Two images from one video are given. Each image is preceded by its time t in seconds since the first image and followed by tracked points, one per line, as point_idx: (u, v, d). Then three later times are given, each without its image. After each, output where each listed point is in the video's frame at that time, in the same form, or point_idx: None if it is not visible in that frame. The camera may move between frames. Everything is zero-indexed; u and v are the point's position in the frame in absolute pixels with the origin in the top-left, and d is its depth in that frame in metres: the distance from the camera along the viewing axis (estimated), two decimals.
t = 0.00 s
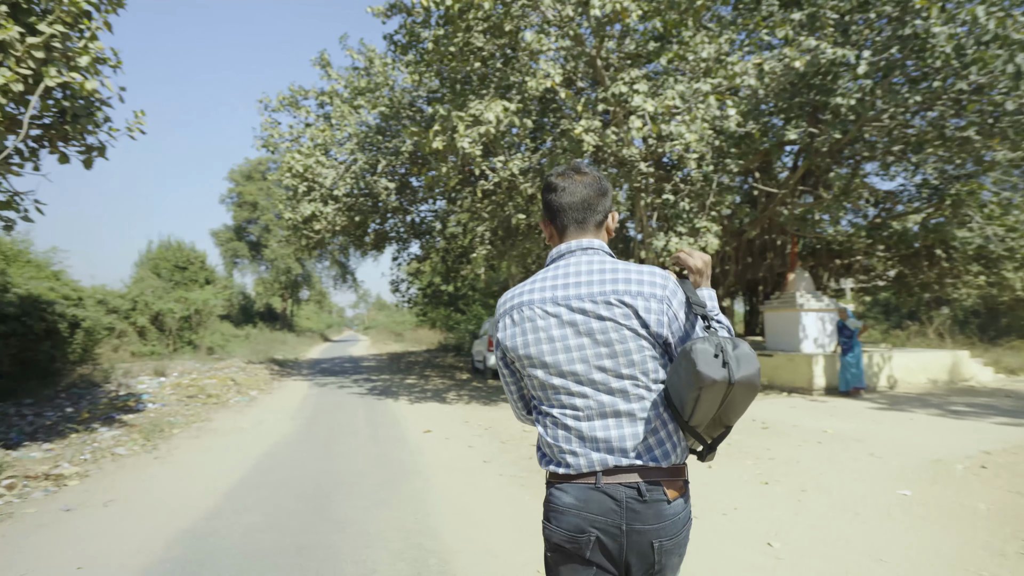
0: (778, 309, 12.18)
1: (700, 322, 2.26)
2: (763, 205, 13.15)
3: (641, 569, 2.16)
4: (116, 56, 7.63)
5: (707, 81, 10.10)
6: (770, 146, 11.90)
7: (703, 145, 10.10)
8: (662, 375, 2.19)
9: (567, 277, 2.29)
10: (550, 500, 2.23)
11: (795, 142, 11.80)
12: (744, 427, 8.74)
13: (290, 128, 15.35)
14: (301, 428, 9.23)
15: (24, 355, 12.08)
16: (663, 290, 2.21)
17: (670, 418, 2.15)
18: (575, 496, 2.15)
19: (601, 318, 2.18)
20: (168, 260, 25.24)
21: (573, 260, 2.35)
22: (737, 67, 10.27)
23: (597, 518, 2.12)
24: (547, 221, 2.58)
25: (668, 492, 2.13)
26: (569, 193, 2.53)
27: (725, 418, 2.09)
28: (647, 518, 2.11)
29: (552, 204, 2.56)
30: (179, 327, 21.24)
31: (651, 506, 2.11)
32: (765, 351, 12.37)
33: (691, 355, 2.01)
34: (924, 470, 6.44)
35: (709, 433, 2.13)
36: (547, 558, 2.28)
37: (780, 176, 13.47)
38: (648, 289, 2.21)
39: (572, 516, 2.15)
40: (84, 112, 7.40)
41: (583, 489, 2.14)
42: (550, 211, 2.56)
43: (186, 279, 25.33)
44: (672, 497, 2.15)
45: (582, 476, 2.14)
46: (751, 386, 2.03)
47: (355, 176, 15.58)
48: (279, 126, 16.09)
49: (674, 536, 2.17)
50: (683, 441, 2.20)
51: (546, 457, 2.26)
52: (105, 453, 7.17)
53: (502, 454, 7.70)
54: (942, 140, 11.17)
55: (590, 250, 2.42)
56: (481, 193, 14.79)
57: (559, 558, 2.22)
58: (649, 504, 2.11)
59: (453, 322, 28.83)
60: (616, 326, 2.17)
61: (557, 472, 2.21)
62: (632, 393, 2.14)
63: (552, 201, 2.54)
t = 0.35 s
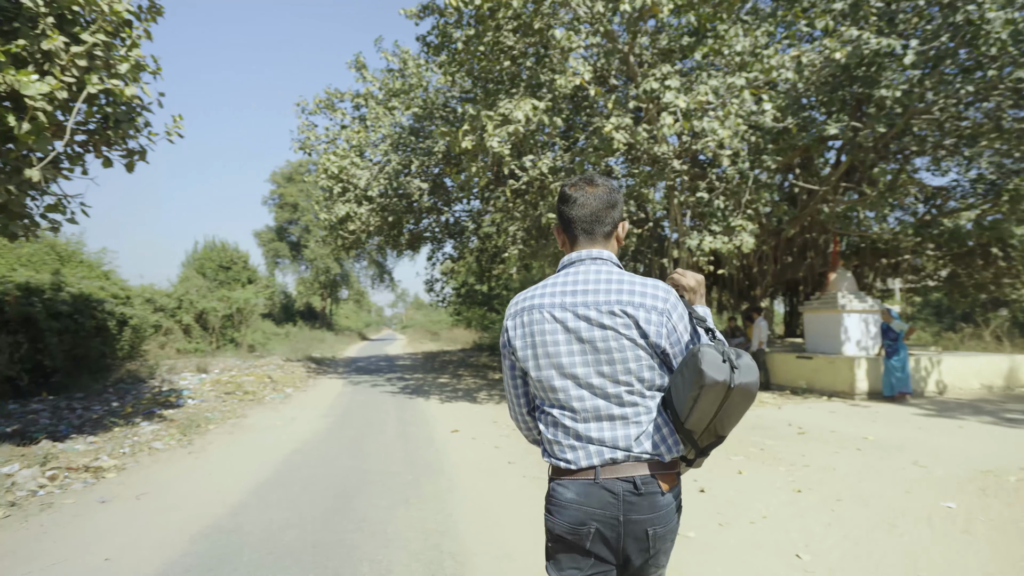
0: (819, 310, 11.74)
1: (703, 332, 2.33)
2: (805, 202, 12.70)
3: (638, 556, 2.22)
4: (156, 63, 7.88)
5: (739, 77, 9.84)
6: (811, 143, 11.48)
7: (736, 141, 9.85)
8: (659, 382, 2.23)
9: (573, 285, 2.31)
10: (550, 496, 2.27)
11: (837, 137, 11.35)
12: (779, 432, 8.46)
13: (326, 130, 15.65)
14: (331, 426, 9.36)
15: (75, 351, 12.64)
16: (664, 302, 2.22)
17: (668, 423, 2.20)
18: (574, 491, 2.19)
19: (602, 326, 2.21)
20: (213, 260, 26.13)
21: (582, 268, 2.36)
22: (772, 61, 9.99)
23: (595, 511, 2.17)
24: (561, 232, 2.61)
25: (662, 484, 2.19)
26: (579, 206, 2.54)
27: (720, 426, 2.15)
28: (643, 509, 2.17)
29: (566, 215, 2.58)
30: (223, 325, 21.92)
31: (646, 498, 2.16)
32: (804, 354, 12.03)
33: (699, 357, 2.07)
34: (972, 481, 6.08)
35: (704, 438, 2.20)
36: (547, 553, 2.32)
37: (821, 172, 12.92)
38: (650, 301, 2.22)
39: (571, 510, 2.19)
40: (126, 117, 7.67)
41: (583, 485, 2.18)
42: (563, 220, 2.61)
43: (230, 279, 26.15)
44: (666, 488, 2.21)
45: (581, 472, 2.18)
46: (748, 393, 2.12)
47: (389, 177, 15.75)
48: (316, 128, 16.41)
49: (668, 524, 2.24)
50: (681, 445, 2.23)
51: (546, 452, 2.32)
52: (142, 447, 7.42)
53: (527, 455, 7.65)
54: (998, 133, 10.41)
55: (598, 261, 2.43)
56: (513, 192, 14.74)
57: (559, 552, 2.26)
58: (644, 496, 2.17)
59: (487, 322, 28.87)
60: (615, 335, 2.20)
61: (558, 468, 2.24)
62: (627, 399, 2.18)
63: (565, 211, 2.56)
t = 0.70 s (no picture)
0: (862, 311, 11.24)
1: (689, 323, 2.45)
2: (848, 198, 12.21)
3: (632, 532, 2.26)
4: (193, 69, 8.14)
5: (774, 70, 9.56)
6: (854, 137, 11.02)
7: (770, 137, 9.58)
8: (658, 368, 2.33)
9: (583, 278, 2.39)
10: (552, 478, 2.36)
11: (881, 130, 10.88)
12: (816, 437, 8.16)
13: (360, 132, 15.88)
14: (361, 424, 9.49)
15: (124, 348, 13.19)
16: (667, 293, 2.35)
17: (663, 405, 2.31)
18: (572, 471, 2.28)
19: (610, 314, 2.31)
20: (255, 261, 26.90)
21: (591, 258, 2.44)
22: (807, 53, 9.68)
23: (590, 490, 2.24)
24: (568, 226, 2.62)
25: (654, 462, 2.25)
26: (586, 201, 2.54)
27: (704, 407, 2.27)
28: (635, 486, 2.22)
29: (572, 209, 2.58)
30: (264, 323, 22.52)
31: (637, 475, 2.22)
32: (846, 356, 11.58)
33: (675, 343, 2.23)
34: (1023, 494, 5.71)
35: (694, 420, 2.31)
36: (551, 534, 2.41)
37: (866, 167, 12.39)
38: (653, 293, 2.34)
39: (568, 490, 2.28)
40: (164, 122, 7.94)
41: (579, 465, 2.27)
42: (570, 214, 2.61)
43: (271, 278, 26.86)
44: (659, 467, 2.26)
45: (578, 453, 2.27)
46: (724, 376, 2.25)
47: (421, 177, 15.90)
48: (351, 131, 16.68)
49: (664, 502, 2.27)
50: (673, 428, 2.34)
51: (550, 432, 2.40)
52: (179, 441, 7.67)
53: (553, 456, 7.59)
54: None
55: (607, 252, 2.47)
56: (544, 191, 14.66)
57: (559, 531, 2.34)
58: (636, 474, 2.22)
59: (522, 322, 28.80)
60: (621, 324, 2.30)
61: (559, 450, 2.34)
62: (629, 382, 2.27)
63: (572, 205, 2.57)
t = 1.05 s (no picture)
0: (922, 310, 10.60)
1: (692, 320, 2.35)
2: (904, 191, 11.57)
3: (631, 520, 2.18)
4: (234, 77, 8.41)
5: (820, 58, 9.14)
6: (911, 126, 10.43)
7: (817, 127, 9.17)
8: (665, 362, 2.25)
9: (594, 275, 2.32)
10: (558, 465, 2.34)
11: (941, 117, 10.25)
12: (868, 442, 7.74)
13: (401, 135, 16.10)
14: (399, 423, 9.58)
15: (178, 348, 13.78)
16: (674, 287, 2.27)
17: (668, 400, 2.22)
18: (575, 459, 2.25)
19: (620, 308, 2.24)
20: (304, 263, 27.69)
21: (600, 259, 2.35)
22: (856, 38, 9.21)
23: (591, 477, 2.21)
24: (573, 230, 2.53)
25: (654, 454, 2.17)
26: (590, 205, 2.43)
27: (700, 400, 2.14)
28: (634, 477, 2.15)
29: (577, 214, 2.49)
30: (312, 324, 23.13)
31: (636, 466, 2.15)
32: (904, 357, 10.94)
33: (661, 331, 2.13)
34: None
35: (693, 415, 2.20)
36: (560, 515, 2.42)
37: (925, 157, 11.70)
38: (662, 286, 2.26)
39: (572, 475, 2.26)
40: (208, 129, 8.23)
41: (582, 454, 2.23)
42: (576, 219, 2.52)
43: (319, 280, 27.62)
44: (659, 460, 2.17)
45: (581, 443, 2.23)
46: (710, 363, 2.09)
47: (461, 178, 16.00)
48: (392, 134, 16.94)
49: (665, 496, 2.17)
50: (675, 422, 2.25)
51: (559, 425, 2.35)
52: (223, 438, 7.92)
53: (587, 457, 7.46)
54: None
55: (616, 252, 2.39)
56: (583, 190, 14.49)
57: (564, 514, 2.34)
58: (636, 464, 2.16)
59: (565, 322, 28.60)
60: (633, 319, 2.22)
61: (564, 439, 2.30)
62: (639, 374, 2.21)
63: (577, 210, 2.47)
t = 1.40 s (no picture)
0: (973, 310, 10.06)
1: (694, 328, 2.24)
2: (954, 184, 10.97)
3: (628, 519, 2.08)
4: (265, 80, 8.54)
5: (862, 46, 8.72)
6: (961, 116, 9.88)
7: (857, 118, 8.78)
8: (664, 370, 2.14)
9: (596, 284, 2.22)
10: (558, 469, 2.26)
11: (994, 106, 9.67)
12: (912, 449, 7.34)
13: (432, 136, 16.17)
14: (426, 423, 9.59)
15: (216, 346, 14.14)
16: (673, 295, 2.17)
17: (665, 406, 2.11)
18: (573, 461, 2.16)
19: (622, 317, 2.14)
20: (341, 263, 28.13)
21: (600, 271, 2.25)
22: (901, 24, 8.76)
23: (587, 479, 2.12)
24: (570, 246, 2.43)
25: (648, 456, 2.06)
26: (587, 220, 2.33)
27: (695, 401, 2.01)
28: (627, 476, 2.05)
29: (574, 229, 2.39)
30: (347, 323, 23.47)
31: (630, 466, 2.05)
32: (955, 360, 10.37)
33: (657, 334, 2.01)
34: None
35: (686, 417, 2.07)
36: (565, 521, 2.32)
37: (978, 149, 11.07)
38: (665, 295, 2.15)
39: (571, 476, 2.17)
40: (240, 132, 8.39)
41: (581, 455, 2.14)
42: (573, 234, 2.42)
43: (355, 280, 28.05)
44: (653, 461, 2.06)
45: (578, 445, 2.14)
46: (706, 363, 1.97)
47: (491, 177, 15.96)
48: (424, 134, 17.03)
49: (661, 496, 2.05)
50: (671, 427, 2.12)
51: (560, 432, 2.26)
52: (253, 435, 8.05)
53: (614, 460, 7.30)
54: None
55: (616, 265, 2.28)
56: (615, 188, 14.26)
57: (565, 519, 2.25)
58: (629, 465, 2.06)
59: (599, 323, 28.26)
60: (632, 323, 2.13)
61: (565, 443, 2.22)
62: (640, 383, 2.11)
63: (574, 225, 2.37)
